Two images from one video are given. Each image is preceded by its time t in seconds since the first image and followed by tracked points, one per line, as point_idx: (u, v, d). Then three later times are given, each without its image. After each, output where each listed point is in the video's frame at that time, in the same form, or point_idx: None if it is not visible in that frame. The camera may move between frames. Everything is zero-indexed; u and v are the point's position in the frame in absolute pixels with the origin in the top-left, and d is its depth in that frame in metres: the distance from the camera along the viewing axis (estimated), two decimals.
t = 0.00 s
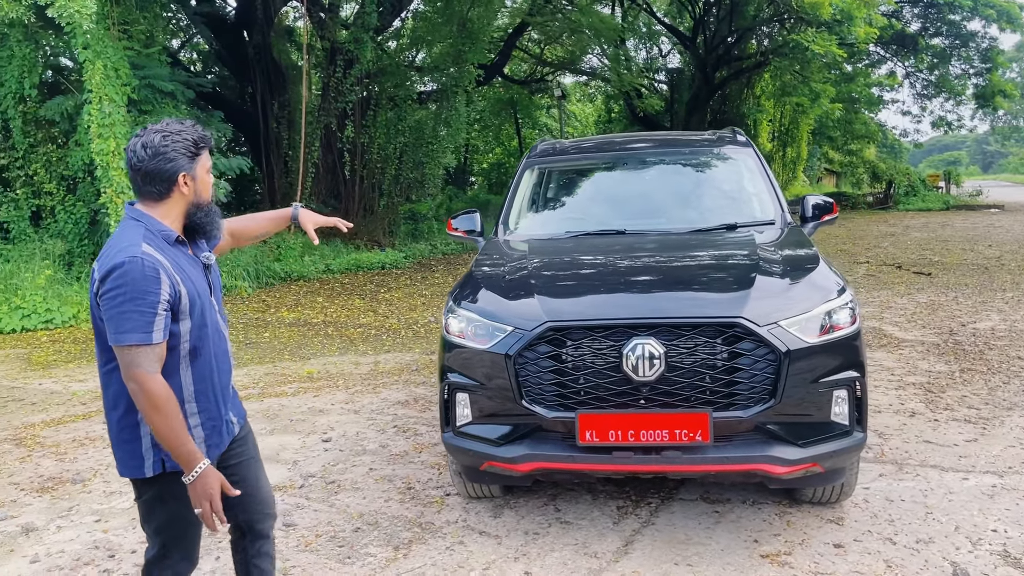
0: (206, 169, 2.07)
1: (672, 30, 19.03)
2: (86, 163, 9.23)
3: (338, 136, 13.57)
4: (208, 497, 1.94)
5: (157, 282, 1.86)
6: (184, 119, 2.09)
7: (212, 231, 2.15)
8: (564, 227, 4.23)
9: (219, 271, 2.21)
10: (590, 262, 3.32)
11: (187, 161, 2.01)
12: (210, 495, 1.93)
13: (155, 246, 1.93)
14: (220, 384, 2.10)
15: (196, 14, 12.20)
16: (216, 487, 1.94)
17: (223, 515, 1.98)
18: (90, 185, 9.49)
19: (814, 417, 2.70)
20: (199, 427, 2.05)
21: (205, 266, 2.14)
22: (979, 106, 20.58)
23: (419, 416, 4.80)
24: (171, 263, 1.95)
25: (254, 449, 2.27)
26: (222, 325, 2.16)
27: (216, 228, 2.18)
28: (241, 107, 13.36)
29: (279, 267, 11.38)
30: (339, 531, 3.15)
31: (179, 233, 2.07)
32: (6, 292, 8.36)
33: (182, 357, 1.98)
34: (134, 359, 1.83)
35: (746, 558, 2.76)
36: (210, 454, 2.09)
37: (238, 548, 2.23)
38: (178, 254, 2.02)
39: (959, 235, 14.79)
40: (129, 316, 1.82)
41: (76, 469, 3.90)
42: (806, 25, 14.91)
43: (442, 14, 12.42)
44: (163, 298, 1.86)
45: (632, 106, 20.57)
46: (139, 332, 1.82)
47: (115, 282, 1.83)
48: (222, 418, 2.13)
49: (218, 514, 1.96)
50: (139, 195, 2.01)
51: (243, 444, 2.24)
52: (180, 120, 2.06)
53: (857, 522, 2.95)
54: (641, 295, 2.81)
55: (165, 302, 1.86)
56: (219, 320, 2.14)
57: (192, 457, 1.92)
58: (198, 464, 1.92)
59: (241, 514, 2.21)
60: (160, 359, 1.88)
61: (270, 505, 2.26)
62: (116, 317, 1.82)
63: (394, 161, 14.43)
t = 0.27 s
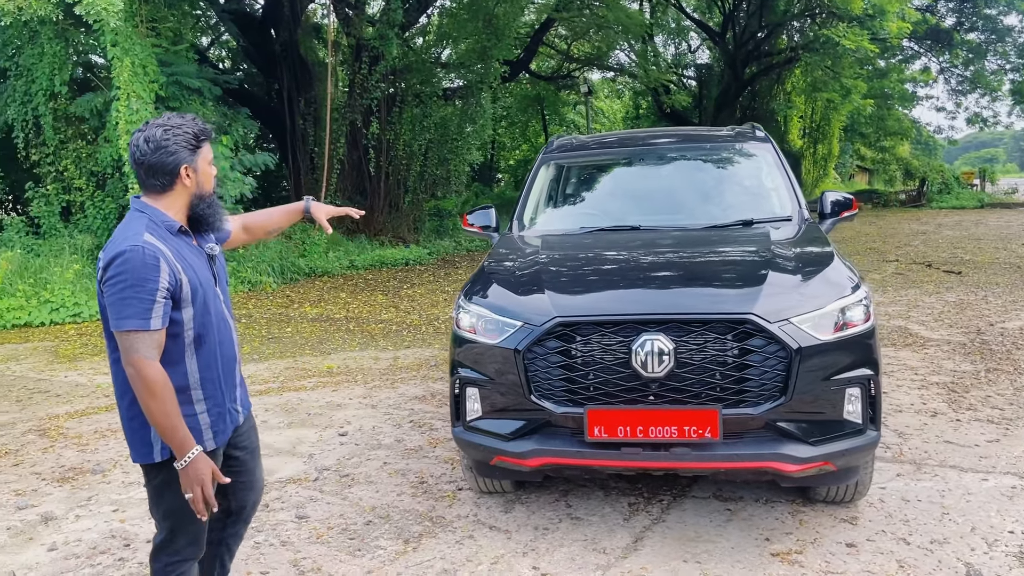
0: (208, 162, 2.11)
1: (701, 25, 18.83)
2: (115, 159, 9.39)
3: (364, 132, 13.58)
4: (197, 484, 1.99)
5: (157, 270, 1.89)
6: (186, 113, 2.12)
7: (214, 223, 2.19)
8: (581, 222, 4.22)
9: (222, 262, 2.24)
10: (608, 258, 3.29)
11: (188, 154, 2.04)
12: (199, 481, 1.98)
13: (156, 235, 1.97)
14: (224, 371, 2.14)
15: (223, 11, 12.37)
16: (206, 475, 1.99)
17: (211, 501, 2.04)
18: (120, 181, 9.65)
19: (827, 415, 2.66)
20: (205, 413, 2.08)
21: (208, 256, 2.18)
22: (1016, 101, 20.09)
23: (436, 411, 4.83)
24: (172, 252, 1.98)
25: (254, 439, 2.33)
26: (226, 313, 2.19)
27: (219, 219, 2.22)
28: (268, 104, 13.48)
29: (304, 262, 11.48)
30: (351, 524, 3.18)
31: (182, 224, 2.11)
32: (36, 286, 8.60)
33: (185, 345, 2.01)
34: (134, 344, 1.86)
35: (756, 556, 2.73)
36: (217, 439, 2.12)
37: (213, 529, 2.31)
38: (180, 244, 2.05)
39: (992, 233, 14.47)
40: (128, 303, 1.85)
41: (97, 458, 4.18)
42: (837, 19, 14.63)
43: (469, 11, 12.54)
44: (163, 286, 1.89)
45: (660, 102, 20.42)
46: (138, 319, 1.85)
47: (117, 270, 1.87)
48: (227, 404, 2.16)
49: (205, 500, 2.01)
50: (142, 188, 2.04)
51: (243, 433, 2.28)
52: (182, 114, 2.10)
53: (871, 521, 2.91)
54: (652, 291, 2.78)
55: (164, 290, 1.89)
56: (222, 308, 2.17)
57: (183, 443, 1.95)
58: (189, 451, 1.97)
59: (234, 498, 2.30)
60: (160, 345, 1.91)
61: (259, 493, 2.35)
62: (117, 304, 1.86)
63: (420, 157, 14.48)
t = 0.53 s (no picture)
0: (221, 155, 2.15)
1: (727, 20, 18.63)
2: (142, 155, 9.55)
3: (388, 128, 13.71)
4: (204, 462, 2.02)
5: (175, 256, 1.95)
6: (199, 108, 2.17)
7: (232, 213, 2.23)
8: (599, 217, 4.23)
9: (240, 251, 2.29)
10: (631, 253, 3.29)
11: (201, 147, 2.09)
12: (206, 461, 2.01)
13: (176, 224, 2.03)
14: (244, 357, 2.18)
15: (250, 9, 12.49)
16: (207, 452, 2.01)
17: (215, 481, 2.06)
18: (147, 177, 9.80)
19: (840, 411, 2.65)
20: (225, 395, 2.12)
21: (227, 245, 2.22)
22: None
23: (453, 405, 4.86)
24: (191, 239, 2.03)
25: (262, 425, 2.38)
26: (245, 300, 2.24)
27: (238, 210, 2.26)
28: (293, 101, 13.60)
29: (327, 258, 11.57)
30: (366, 515, 3.22)
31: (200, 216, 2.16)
32: (65, 280, 8.80)
33: (205, 329, 2.06)
34: (151, 326, 1.92)
35: (769, 551, 2.73)
36: (236, 421, 2.17)
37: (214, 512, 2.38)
38: (199, 233, 2.10)
39: None
40: (147, 286, 1.92)
41: (121, 448, 4.29)
42: (866, 14, 14.39)
43: (494, 6, 12.54)
44: (181, 271, 1.95)
45: (685, 98, 20.26)
46: (156, 301, 1.92)
47: (138, 256, 1.94)
48: (246, 388, 2.20)
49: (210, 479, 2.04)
50: (160, 181, 2.10)
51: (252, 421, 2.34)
52: (195, 110, 2.14)
53: (886, 519, 2.90)
54: (665, 286, 2.78)
55: (182, 275, 1.95)
56: (242, 295, 2.22)
57: (190, 421, 1.99)
58: (197, 430, 2.00)
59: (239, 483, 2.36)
60: (176, 327, 1.97)
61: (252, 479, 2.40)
62: (137, 288, 1.93)
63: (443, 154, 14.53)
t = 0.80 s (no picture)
0: (241, 152, 2.21)
1: (750, 14, 18.45)
2: (166, 151, 9.68)
3: (408, 123, 13.80)
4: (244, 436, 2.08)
5: (207, 246, 2.01)
6: (221, 110, 2.24)
7: (255, 208, 2.29)
8: (615, 213, 4.24)
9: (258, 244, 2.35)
10: (650, 249, 3.30)
11: (222, 145, 2.15)
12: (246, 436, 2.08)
13: (205, 216, 2.08)
14: (264, 342, 2.23)
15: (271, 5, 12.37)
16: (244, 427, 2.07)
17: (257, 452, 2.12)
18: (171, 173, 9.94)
19: (852, 408, 2.65)
20: (247, 377, 2.18)
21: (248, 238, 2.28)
22: None
23: (469, 400, 4.90)
24: (219, 231, 2.09)
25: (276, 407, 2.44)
26: (264, 289, 2.30)
27: (258, 204, 2.32)
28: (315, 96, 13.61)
29: (348, 253, 11.67)
30: (382, 507, 3.27)
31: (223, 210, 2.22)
32: (90, 275, 8.98)
33: (230, 316, 2.11)
34: (186, 312, 1.97)
35: (780, 547, 2.74)
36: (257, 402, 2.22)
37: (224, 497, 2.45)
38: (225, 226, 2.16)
39: None
40: (181, 274, 1.97)
41: (143, 440, 4.38)
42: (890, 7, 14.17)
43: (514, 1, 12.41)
44: (212, 260, 2.01)
45: (707, 92, 20.11)
46: (191, 289, 1.97)
47: (172, 246, 1.99)
48: (265, 371, 2.26)
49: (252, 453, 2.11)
50: (184, 178, 2.16)
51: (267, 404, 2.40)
52: (217, 111, 2.21)
53: (899, 515, 2.92)
54: (678, 283, 2.80)
55: (214, 264, 2.01)
56: (261, 284, 2.28)
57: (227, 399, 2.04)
58: (235, 406, 2.06)
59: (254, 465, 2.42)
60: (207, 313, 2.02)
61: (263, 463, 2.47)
62: (171, 276, 1.97)
63: (463, 149, 14.58)
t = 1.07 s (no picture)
0: (257, 152, 2.21)
1: (769, 8, 18.28)
2: (184, 147, 9.76)
3: (424, 119, 13.72)
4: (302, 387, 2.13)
5: (229, 238, 2.04)
6: (243, 109, 2.25)
7: (276, 207, 2.29)
8: (631, 208, 4.23)
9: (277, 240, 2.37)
10: (665, 245, 3.28)
11: (236, 143, 2.16)
12: (304, 385, 2.12)
13: (226, 211, 2.11)
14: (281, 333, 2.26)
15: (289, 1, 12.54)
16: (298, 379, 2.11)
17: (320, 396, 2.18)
18: (188, 168, 10.02)
19: (868, 404, 2.63)
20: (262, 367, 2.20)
21: (266, 234, 2.29)
22: None
23: (484, 395, 4.91)
24: (239, 225, 2.12)
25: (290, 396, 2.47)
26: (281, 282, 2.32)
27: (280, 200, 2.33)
28: (332, 93, 13.67)
29: (364, 248, 11.72)
30: (396, 501, 3.29)
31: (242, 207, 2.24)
32: (109, 270, 9.08)
33: (248, 308, 2.14)
34: (208, 301, 2.00)
35: (795, 543, 2.73)
36: (272, 391, 2.24)
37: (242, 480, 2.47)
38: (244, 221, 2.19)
39: None
40: (203, 266, 2.00)
41: (160, 433, 4.43)
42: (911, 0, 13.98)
43: None
44: (233, 253, 2.04)
45: (724, 87, 19.97)
46: (212, 280, 2.00)
47: (194, 239, 2.03)
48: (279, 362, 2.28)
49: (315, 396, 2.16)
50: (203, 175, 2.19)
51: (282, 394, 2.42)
52: (238, 109, 2.23)
53: (915, 513, 2.90)
54: (692, 278, 2.79)
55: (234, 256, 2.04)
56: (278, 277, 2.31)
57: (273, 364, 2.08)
58: (284, 364, 2.10)
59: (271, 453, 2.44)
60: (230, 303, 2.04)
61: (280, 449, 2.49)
62: (194, 267, 2.00)
63: (479, 145, 14.58)
